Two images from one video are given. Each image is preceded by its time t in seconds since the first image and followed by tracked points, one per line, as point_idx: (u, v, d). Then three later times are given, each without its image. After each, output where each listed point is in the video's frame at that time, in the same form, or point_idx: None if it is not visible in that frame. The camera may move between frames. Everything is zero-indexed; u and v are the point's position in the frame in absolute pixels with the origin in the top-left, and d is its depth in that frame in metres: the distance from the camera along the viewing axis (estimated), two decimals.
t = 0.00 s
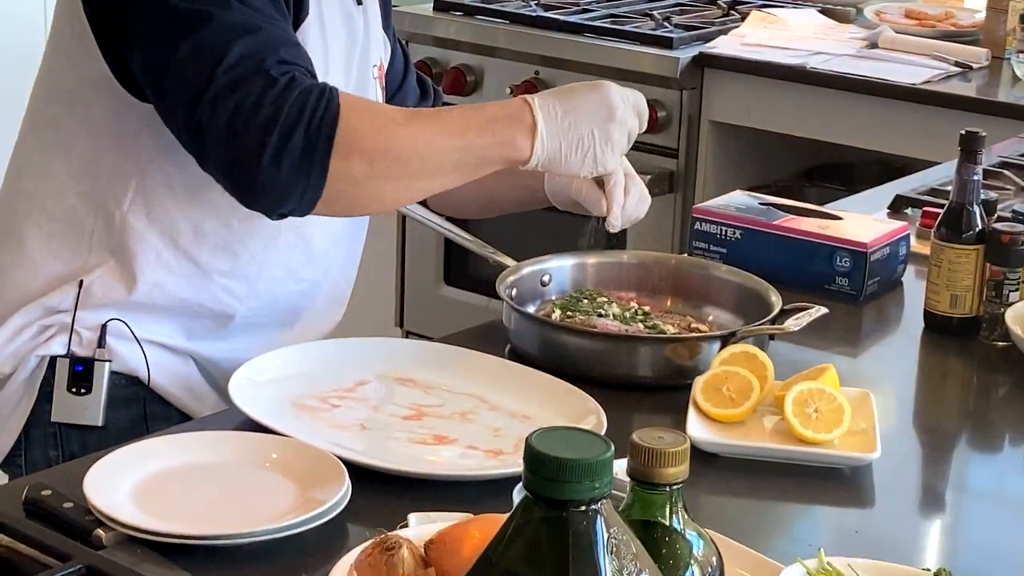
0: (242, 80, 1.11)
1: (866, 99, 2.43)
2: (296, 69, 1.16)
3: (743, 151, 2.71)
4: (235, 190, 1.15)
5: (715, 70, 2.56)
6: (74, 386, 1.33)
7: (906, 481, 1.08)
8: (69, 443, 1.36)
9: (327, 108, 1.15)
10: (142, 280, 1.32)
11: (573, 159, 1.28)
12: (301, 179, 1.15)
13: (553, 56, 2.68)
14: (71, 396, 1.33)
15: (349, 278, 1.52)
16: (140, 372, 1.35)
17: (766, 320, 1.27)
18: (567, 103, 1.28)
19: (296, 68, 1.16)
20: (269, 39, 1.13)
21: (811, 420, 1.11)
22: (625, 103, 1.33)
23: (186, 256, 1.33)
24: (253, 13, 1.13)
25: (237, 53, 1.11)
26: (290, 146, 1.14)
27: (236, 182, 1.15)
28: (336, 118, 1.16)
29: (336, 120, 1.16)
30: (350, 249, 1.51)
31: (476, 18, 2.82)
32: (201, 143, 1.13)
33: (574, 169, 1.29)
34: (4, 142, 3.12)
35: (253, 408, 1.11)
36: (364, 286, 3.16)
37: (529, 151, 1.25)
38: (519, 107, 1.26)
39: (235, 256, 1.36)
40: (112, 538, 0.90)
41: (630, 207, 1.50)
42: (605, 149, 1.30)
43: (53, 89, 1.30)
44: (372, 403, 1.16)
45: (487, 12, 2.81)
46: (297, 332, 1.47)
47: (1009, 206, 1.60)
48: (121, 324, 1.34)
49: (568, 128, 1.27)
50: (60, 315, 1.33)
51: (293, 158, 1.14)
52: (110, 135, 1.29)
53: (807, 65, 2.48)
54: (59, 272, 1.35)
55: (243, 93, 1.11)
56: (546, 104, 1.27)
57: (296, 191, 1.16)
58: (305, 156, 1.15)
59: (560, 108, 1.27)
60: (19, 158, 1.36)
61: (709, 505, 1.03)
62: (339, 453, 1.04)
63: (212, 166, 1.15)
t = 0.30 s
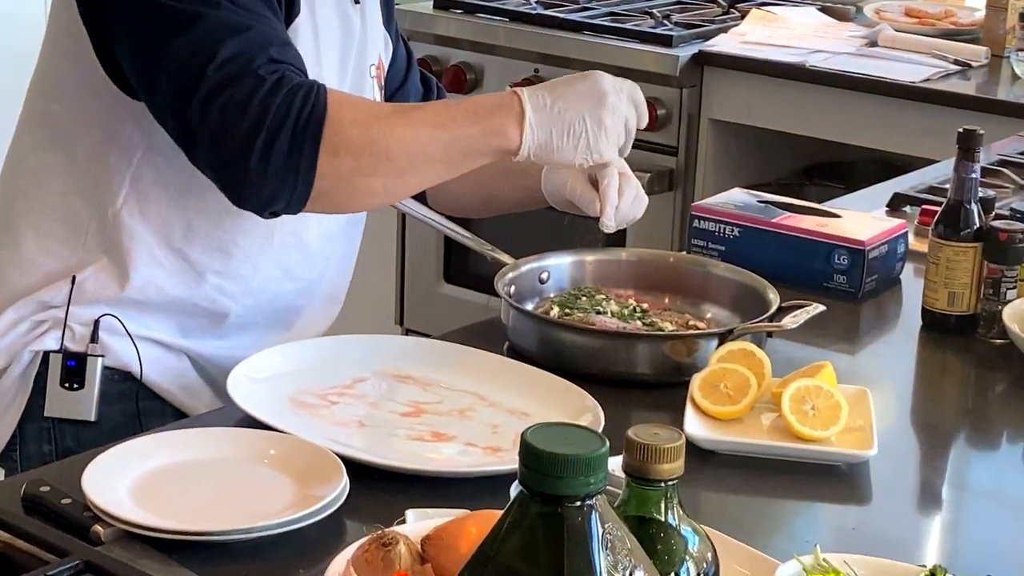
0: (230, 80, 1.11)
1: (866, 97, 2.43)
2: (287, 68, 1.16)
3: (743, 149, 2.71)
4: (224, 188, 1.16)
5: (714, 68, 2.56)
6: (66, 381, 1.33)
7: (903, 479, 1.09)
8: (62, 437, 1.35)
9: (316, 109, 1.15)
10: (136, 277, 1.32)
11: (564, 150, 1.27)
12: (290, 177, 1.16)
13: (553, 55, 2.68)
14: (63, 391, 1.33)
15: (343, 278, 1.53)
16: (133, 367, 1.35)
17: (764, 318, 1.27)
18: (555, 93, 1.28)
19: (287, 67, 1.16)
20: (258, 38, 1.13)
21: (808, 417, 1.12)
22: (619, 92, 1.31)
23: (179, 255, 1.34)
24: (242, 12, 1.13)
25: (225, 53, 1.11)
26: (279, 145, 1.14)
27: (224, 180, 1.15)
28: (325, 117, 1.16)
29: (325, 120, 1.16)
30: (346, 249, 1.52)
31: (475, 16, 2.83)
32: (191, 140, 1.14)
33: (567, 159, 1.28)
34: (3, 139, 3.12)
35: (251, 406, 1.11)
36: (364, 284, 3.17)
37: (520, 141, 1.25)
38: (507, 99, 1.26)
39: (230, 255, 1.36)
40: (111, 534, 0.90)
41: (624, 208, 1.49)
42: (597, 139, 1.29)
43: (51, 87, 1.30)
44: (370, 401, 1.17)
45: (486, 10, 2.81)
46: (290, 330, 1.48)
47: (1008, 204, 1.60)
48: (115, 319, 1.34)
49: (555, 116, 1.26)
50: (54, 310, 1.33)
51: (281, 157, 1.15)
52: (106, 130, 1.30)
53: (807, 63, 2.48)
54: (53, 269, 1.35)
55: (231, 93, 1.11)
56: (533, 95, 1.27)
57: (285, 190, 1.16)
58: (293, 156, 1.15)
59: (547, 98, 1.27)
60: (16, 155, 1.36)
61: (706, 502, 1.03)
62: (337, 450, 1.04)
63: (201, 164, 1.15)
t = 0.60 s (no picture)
0: (256, 80, 1.12)
1: (865, 96, 2.43)
2: (307, 67, 1.16)
3: (743, 149, 2.71)
4: (259, 190, 1.16)
5: (713, 67, 2.56)
6: (59, 382, 1.32)
7: (902, 478, 1.08)
8: (54, 438, 1.35)
9: (344, 105, 1.16)
10: (130, 277, 1.33)
11: (592, 138, 1.27)
12: (325, 173, 1.16)
13: (552, 55, 2.68)
14: (55, 392, 1.32)
15: (336, 280, 1.53)
16: (125, 368, 1.35)
17: (762, 317, 1.27)
18: (583, 87, 1.28)
19: (308, 66, 1.17)
20: (275, 38, 1.14)
21: (806, 416, 1.12)
22: (646, 88, 1.32)
23: (173, 257, 1.33)
24: (258, 13, 1.13)
25: (248, 53, 1.11)
26: (311, 142, 1.14)
27: (259, 182, 1.15)
28: (354, 113, 1.17)
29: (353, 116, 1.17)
30: (341, 248, 1.52)
31: (474, 15, 2.83)
32: (219, 144, 1.14)
33: (596, 149, 1.28)
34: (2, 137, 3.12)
35: (249, 405, 1.11)
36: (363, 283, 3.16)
37: (546, 131, 1.25)
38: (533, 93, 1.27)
39: (224, 254, 1.36)
40: (108, 533, 0.90)
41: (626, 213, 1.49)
42: (626, 129, 1.29)
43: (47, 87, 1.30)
44: (368, 400, 1.17)
45: (486, 10, 2.81)
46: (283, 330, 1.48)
47: (1007, 203, 1.60)
48: (108, 320, 1.33)
49: (583, 105, 1.26)
50: (47, 311, 1.33)
51: (316, 155, 1.15)
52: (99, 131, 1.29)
53: (806, 62, 2.48)
54: (50, 268, 1.35)
55: (262, 91, 1.12)
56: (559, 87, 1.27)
57: (319, 187, 1.16)
58: (327, 153, 1.16)
59: (575, 90, 1.27)
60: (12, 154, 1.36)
61: (704, 501, 1.03)
62: (335, 449, 1.04)
63: (234, 169, 1.15)
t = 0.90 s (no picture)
0: (225, 97, 1.11)
1: (864, 98, 2.43)
2: (282, 81, 1.15)
3: (741, 150, 2.71)
4: (230, 202, 1.16)
5: (711, 68, 2.56)
6: (56, 385, 1.32)
7: (900, 480, 1.08)
8: (51, 442, 1.34)
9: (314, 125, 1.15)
10: (128, 279, 1.32)
11: (563, 118, 1.27)
12: (292, 192, 1.15)
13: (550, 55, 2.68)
14: (52, 395, 1.32)
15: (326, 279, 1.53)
16: (122, 370, 1.34)
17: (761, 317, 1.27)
18: (541, 66, 1.27)
19: (282, 81, 1.15)
20: (251, 51, 1.12)
21: (805, 418, 1.12)
22: (606, 53, 1.32)
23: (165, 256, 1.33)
24: (235, 26, 1.12)
25: (219, 69, 1.10)
26: (279, 161, 1.14)
27: (229, 196, 1.15)
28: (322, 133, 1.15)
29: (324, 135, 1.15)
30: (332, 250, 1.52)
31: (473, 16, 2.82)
32: (192, 157, 1.14)
33: (568, 125, 1.29)
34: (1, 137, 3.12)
35: (246, 406, 1.11)
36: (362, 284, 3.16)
37: (515, 121, 1.24)
38: (496, 81, 1.25)
39: (214, 257, 1.36)
40: (105, 535, 0.90)
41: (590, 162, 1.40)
42: (595, 101, 1.30)
43: (41, 88, 1.29)
44: (367, 401, 1.17)
45: (484, 10, 2.81)
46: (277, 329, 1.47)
47: (1006, 204, 1.60)
48: (104, 323, 1.33)
49: (549, 85, 1.26)
50: (43, 315, 1.33)
51: (283, 173, 1.14)
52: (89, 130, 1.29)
53: (804, 63, 2.48)
54: (48, 274, 1.35)
55: (228, 110, 1.11)
56: (519, 72, 1.26)
57: (288, 203, 1.16)
58: (296, 171, 1.15)
59: (536, 71, 1.26)
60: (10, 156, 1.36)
61: (703, 502, 1.03)
62: (334, 451, 1.04)
63: (207, 178, 1.15)
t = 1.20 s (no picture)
0: (225, 124, 1.11)
1: (862, 100, 2.43)
2: (278, 105, 1.15)
3: (740, 152, 2.71)
4: (216, 227, 1.16)
5: (711, 70, 2.56)
6: (54, 387, 1.32)
7: (902, 482, 1.08)
8: (49, 444, 1.34)
9: (309, 157, 1.16)
10: (124, 288, 1.32)
11: (549, 200, 1.28)
12: (283, 222, 1.16)
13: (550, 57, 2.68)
14: (51, 397, 1.32)
15: (333, 288, 1.52)
16: (120, 373, 1.34)
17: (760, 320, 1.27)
18: (538, 139, 1.28)
19: (279, 107, 1.15)
20: (252, 74, 1.12)
21: (807, 420, 1.11)
22: (598, 142, 1.32)
23: (166, 266, 1.34)
24: (233, 48, 1.11)
25: (219, 95, 1.10)
26: (275, 193, 1.15)
27: (217, 221, 1.16)
28: (319, 167, 1.17)
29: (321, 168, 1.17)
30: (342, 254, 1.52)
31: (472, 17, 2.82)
32: (183, 180, 1.14)
33: (550, 210, 1.29)
34: None
35: (246, 408, 1.10)
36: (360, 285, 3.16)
37: (503, 194, 1.26)
38: (489, 150, 1.27)
39: (209, 272, 1.35)
40: (105, 538, 0.89)
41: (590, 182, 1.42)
42: (579, 189, 1.30)
43: (37, 91, 1.29)
44: (367, 403, 1.16)
45: (483, 12, 2.80)
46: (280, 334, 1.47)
47: (1006, 206, 1.60)
48: (103, 325, 1.33)
49: (545, 162, 1.27)
50: (42, 318, 1.33)
51: (278, 203, 1.15)
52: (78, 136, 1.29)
53: (804, 65, 2.48)
54: (45, 277, 1.34)
55: (226, 139, 1.11)
56: (516, 146, 1.27)
57: (279, 232, 1.17)
58: (290, 203, 1.16)
59: (533, 146, 1.28)
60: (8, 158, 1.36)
61: (705, 505, 1.03)
62: (334, 453, 1.03)
63: (195, 202, 1.16)
